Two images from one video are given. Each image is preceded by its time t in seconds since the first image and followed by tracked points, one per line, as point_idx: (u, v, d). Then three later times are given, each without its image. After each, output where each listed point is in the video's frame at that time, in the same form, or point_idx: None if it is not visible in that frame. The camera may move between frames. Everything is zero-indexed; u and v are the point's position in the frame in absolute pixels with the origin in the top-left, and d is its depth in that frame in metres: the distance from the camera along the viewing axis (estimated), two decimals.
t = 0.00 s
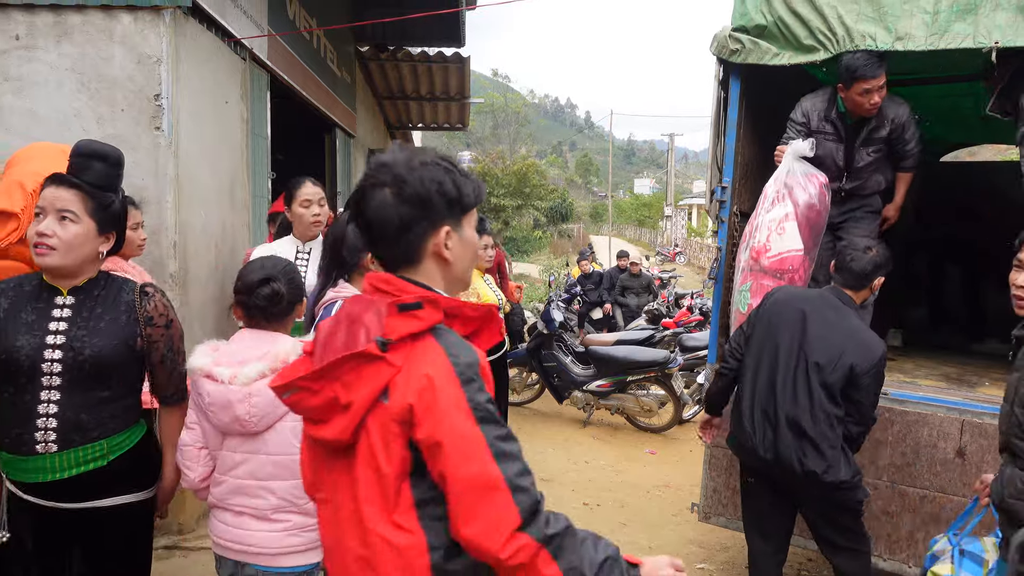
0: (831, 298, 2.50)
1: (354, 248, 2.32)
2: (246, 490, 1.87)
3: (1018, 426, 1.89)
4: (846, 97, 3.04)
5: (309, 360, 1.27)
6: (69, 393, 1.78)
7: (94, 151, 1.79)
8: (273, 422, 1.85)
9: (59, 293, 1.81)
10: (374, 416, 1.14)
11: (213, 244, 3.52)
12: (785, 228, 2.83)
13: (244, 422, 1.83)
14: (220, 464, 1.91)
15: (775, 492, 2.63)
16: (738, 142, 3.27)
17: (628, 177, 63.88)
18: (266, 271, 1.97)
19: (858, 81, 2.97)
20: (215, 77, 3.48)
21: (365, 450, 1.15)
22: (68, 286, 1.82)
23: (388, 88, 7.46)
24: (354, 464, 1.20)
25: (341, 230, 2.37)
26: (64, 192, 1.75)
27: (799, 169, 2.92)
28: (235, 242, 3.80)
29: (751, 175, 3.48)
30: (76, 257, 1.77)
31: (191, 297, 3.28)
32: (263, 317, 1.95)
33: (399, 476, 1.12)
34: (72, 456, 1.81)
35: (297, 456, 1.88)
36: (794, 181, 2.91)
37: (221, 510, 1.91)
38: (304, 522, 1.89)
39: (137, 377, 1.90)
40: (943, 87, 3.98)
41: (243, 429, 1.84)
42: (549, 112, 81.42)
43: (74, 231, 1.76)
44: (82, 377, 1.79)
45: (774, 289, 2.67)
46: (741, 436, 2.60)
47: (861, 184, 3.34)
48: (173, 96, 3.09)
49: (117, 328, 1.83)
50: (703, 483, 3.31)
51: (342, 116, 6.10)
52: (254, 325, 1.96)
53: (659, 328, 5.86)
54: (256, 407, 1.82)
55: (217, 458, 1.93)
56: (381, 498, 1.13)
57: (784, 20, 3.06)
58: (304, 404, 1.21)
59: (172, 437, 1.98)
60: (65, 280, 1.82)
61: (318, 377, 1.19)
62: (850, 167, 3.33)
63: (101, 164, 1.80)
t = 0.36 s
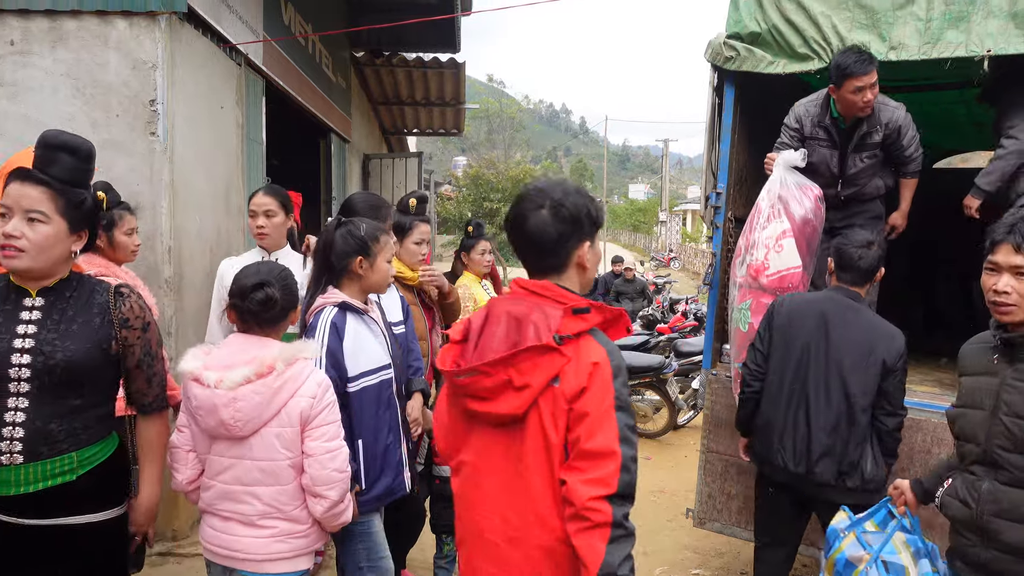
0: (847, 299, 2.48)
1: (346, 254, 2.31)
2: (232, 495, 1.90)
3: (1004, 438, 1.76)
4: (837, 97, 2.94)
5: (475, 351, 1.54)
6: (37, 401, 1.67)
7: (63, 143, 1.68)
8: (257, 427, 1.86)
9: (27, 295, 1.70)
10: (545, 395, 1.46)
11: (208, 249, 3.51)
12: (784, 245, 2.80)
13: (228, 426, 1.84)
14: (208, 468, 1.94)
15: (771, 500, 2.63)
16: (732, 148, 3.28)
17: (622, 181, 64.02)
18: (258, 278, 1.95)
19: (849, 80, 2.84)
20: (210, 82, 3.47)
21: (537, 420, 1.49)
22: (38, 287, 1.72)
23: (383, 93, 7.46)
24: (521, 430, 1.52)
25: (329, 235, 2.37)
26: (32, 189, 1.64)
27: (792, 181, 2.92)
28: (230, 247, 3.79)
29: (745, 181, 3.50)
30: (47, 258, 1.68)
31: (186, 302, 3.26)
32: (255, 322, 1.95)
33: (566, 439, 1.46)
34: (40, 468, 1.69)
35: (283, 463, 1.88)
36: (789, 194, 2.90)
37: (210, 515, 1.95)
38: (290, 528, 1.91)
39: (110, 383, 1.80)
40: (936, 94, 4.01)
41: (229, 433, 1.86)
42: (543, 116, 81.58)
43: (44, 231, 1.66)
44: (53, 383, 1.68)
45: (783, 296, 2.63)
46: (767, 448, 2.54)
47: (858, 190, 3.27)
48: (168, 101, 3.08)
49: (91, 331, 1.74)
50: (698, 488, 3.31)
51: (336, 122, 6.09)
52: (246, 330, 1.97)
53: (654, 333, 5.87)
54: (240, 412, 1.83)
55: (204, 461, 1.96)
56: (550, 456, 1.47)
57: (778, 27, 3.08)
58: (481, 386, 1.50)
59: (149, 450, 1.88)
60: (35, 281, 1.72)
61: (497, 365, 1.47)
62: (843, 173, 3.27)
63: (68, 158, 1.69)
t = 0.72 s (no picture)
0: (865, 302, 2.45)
1: (340, 261, 2.30)
2: (214, 500, 1.91)
3: (1001, 445, 1.65)
4: (835, 95, 2.84)
5: (570, 367, 1.88)
6: (20, 404, 1.64)
7: (38, 142, 1.64)
8: (237, 432, 1.86)
9: (8, 297, 1.67)
10: (640, 404, 1.83)
11: (199, 254, 3.48)
12: (791, 257, 2.82)
13: (208, 430, 1.84)
14: (191, 472, 1.95)
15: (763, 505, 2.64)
16: (723, 155, 3.30)
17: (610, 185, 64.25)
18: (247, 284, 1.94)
19: (849, 77, 2.77)
20: (202, 87, 3.45)
21: (633, 425, 1.86)
22: (19, 289, 1.69)
23: (374, 98, 7.44)
24: (616, 432, 1.89)
25: (321, 242, 2.35)
26: (10, 191, 1.61)
27: (791, 189, 2.93)
28: (221, 252, 3.76)
29: (735, 188, 3.52)
30: (27, 260, 1.65)
31: (176, 308, 3.23)
32: (240, 326, 1.94)
33: (658, 438, 1.84)
34: (18, 473, 1.66)
35: (262, 469, 1.87)
36: (793, 204, 2.91)
37: (194, 520, 1.96)
38: (271, 534, 1.90)
39: (91, 386, 1.78)
40: (925, 104, 4.06)
41: (209, 438, 1.86)
42: (530, 121, 81.73)
43: (23, 234, 1.63)
44: (36, 386, 1.65)
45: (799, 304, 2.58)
46: (799, 459, 2.50)
47: (852, 195, 3.28)
48: (160, 106, 3.05)
49: (74, 334, 1.71)
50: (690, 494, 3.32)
51: (328, 127, 6.06)
52: (232, 334, 1.96)
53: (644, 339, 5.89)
54: (219, 416, 1.83)
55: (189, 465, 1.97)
56: (644, 452, 1.86)
57: (769, 37, 3.11)
58: (583, 398, 1.85)
59: (134, 455, 1.84)
60: (15, 283, 1.68)
61: (598, 382, 1.82)
62: (836, 177, 3.29)
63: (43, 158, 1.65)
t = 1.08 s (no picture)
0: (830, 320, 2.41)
1: (327, 277, 2.30)
2: (185, 513, 1.90)
3: (940, 475, 1.41)
4: (817, 102, 2.86)
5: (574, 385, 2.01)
6: None
7: (20, 157, 1.62)
8: (209, 447, 1.85)
9: None
10: (632, 415, 1.93)
11: (180, 268, 3.45)
12: (791, 271, 2.81)
13: (181, 444, 1.85)
14: (166, 486, 1.95)
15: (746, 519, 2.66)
16: (704, 171, 3.34)
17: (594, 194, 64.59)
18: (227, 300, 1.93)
19: (831, 84, 2.80)
20: (185, 100, 3.43)
21: (626, 434, 1.96)
22: None
23: (357, 112, 7.45)
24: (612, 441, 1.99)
25: (312, 257, 2.35)
26: None
27: (786, 206, 2.94)
28: (202, 266, 3.74)
29: (715, 203, 3.56)
30: (8, 276, 1.62)
31: (157, 322, 3.20)
32: (218, 342, 1.93)
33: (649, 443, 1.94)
34: None
35: (233, 484, 1.87)
36: (788, 219, 2.92)
37: (167, 534, 1.95)
38: (241, 549, 1.89)
39: (71, 404, 1.75)
40: (899, 121, 4.14)
41: (181, 452, 1.87)
42: (514, 130, 82.01)
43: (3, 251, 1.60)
44: (15, 405, 1.62)
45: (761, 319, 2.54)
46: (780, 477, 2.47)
47: (835, 209, 3.33)
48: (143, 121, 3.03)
49: (54, 351, 1.68)
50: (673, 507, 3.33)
51: (311, 141, 6.06)
52: (208, 349, 1.94)
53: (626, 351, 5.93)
54: (191, 431, 1.83)
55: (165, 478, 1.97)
56: (637, 458, 1.95)
57: (748, 54, 3.16)
58: (583, 411, 1.98)
59: (129, 469, 1.79)
60: None
61: (595, 396, 1.94)
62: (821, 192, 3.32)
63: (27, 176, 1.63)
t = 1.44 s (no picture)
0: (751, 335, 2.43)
1: (273, 285, 2.28)
2: (126, 526, 1.86)
3: (810, 480, 1.42)
4: (766, 112, 2.94)
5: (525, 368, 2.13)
6: None
7: None
8: (150, 456, 1.83)
9: None
10: (581, 392, 2.06)
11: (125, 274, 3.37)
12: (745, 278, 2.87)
13: (121, 455, 1.81)
14: (104, 498, 1.90)
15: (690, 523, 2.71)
16: (653, 179, 3.40)
17: (556, 196, 64.94)
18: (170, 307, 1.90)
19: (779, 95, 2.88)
20: (131, 103, 3.36)
21: (576, 411, 2.08)
22: None
23: (310, 117, 7.36)
24: (563, 420, 2.10)
25: (258, 265, 2.34)
26: None
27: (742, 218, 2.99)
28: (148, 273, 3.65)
29: (665, 211, 3.62)
30: None
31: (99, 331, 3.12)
32: (161, 348, 1.90)
33: (599, 419, 2.06)
34: None
35: (176, 493, 1.84)
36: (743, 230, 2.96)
37: (106, 548, 1.91)
38: (184, 560, 1.86)
39: (4, 416, 1.69)
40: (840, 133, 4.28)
41: (121, 462, 1.83)
42: (477, 131, 81.91)
43: None
44: None
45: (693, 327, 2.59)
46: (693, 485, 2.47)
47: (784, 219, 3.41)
48: (86, 124, 2.95)
49: None
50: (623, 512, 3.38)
51: (263, 145, 5.97)
52: (150, 357, 1.92)
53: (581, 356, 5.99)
54: (132, 441, 1.80)
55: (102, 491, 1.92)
56: (590, 431, 2.07)
57: (696, 65, 3.23)
58: (535, 391, 2.10)
59: (66, 484, 1.73)
60: None
61: (547, 374, 2.07)
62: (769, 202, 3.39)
63: None
